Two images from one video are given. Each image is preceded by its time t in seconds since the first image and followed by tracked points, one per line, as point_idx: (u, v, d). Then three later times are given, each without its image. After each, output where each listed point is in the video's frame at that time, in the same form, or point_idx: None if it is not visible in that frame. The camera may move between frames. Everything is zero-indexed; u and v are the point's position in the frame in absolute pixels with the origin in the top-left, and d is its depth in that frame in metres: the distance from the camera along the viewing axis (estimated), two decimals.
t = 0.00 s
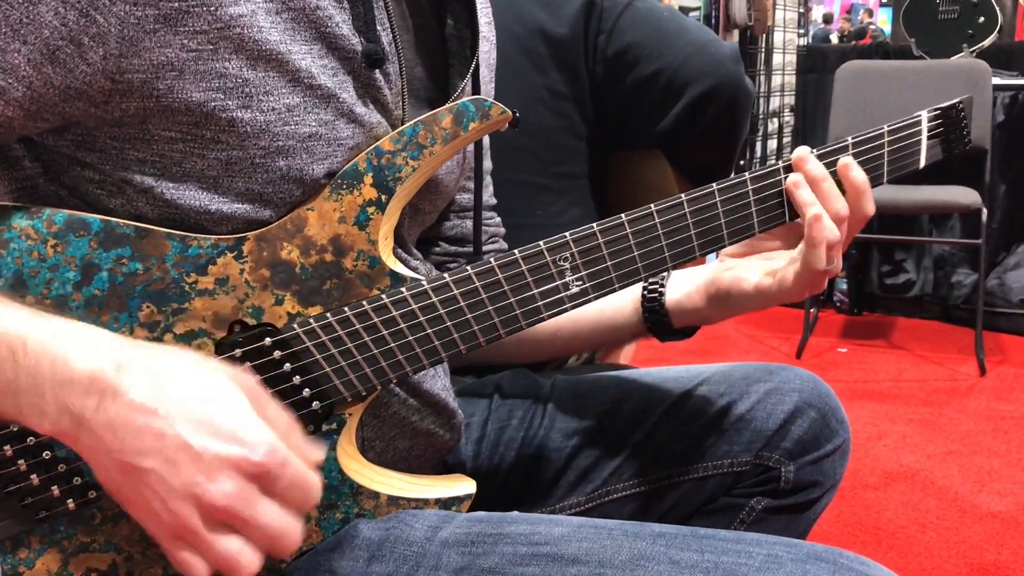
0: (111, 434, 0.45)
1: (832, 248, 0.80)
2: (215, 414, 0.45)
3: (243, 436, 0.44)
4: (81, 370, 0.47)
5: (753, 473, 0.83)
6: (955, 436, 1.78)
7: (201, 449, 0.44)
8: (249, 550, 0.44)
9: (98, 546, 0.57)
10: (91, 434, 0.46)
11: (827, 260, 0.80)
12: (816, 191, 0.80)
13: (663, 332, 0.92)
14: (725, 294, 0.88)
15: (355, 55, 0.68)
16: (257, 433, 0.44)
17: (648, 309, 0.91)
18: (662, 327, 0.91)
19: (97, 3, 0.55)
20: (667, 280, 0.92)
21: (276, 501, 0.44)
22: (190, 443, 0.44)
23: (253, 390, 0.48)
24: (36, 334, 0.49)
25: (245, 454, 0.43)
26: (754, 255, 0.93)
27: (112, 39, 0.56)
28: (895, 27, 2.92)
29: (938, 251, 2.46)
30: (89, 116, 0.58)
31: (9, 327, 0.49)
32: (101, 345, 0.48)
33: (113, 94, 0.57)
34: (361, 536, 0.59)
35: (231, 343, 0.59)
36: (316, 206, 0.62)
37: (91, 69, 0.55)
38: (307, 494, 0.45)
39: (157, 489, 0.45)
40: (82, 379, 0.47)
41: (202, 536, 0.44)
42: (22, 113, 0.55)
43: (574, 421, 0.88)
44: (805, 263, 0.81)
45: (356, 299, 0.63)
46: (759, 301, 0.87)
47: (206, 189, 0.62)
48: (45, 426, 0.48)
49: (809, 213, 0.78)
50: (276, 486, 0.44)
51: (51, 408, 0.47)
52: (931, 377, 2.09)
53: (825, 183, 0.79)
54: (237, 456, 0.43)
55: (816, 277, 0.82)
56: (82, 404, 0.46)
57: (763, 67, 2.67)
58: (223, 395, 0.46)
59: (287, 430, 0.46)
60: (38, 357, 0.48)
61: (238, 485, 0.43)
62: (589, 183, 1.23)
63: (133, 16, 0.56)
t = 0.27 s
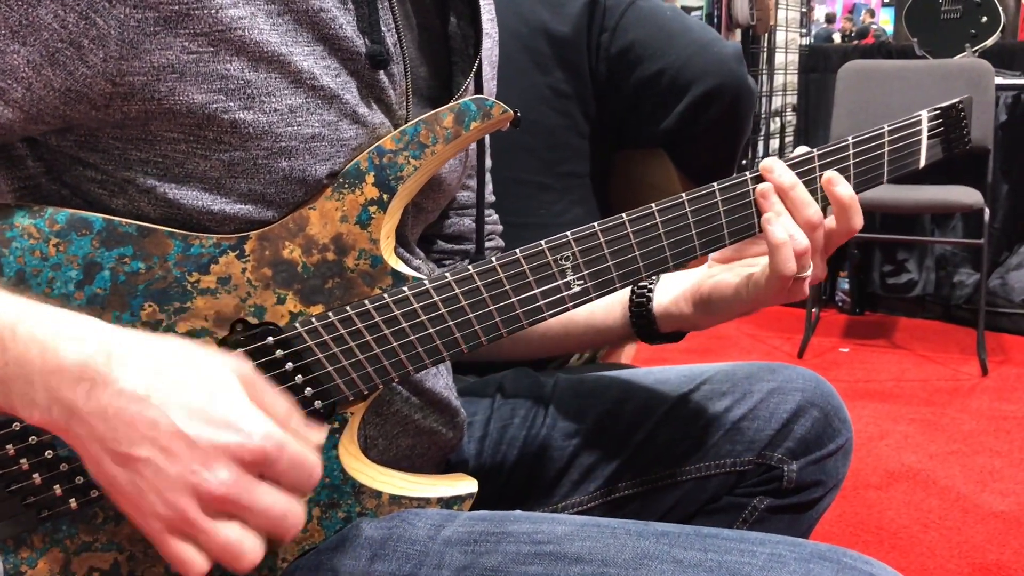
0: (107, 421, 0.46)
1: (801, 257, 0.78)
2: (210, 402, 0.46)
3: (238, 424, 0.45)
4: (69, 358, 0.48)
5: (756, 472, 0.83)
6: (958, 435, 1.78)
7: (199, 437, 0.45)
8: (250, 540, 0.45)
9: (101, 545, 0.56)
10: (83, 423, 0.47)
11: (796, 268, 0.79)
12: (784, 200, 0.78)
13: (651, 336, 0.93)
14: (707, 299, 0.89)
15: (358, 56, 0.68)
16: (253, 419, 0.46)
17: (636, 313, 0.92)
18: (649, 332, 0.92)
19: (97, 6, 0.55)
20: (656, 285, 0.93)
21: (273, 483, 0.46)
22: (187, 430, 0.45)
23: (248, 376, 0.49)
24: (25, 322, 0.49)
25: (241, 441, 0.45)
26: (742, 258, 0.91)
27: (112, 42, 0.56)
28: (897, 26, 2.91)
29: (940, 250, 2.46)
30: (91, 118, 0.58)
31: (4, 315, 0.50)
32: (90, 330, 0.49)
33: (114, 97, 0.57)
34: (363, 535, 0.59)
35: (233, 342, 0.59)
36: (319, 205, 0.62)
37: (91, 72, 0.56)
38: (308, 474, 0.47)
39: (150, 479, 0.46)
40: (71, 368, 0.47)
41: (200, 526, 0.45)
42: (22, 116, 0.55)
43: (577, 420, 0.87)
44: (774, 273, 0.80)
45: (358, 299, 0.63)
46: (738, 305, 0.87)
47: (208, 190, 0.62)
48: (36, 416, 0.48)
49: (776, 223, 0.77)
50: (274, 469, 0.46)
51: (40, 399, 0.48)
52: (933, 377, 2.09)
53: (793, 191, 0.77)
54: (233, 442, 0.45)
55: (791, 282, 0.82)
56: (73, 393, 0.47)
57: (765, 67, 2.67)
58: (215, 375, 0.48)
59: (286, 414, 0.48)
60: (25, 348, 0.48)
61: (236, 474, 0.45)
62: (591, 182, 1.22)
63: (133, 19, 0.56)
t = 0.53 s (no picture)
0: (116, 425, 0.47)
1: (803, 257, 0.78)
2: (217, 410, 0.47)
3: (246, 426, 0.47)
4: (78, 358, 0.48)
5: (758, 471, 0.83)
6: (960, 435, 1.78)
7: (211, 439, 0.46)
8: (255, 545, 0.48)
9: (103, 544, 0.57)
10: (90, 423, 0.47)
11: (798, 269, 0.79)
12: (785, 200, 0.78)
13: (652, 333, 0.93)
14: (709, 298, 0.88)
15: (360, 56, 0.68)
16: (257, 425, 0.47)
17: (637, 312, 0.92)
18: (651, 330, 0.92)
19: (102, 7, 0.55)
20: (656, 284, 0.92)
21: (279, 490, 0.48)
22: (195, 432, 0.46)
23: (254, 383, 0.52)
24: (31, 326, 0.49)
25: (249, 443, 0.47)
26: (743, 256, 0.91)
27: (117, 43, 0.56)
28: (900, 26, 2.91)
29: (942, 250, 2.45)
30: (94, 119, 0.58)
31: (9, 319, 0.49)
32: (99, 338, 0.50)
33: (118, 98, 0.57)
34: (365, 533, 0.59)
35: (235, 340, 0.59)
36: (320, 205, 0.62)
37: (95, 73, 0.55)
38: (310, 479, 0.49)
39: (156, 481, 0.46)
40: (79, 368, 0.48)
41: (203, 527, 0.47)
42: (27, 117, 0.55)
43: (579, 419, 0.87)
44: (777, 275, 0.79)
45: (360, 298, 0.63)
46: (739, 305, 0.87)
47: (211, 191, 0.62)
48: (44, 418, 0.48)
49: (776, 223, 0.77)
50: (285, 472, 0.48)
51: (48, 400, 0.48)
52: (936, 377, 2.09)
53: (793, 191, 0.77)
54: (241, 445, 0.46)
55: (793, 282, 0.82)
56: (81, 393, 0.48)
57: (768, 67, 2.66)
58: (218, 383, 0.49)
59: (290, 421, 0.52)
60: (32, 352, 0.49)
61: (241, 478, 0.47)
62: (593, 181, 1.22)
63: (137, 20, 0.56)
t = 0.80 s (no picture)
0: (127, 445, 0.46)
1: (799, 262, 0.79)
2: (223, 449, 0.46)
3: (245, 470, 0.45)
4: (101, 375, 0.48)
5: (760, 471, 0.83)
6: (962, 435, 1.78)
7: (220, 465, 0.45)
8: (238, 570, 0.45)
9: (105, 542, 0.57)
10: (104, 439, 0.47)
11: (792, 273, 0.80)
12: (785, 206, 0.79)
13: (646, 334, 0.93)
14: (700, 300, 0.89)
15: (362, 55, 0.68)
16: (261, 463, 0.46)
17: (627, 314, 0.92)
18: (641, 332, 0.92)
19: (111, 4, 0.55)
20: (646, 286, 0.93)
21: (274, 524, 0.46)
22: (203, 458, 0.46)
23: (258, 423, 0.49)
24: (55, 346, 0.49)
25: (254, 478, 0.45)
26: (737, 258, 0.91)
27: (125, 39, 0.56)
28: (902, 26, 2.90)
29: (944, 250, 2.45)
30: (99, 116, 0.58)
31: (37, 342, 0.49)
32: (110, 365, 0.49)
33: (124, 94, 0.57)
34: (367, 533, 0.59)
35: (238, 339, 0.59)
36: (323, 204, 0.62)
37: (103, 68, 0.55)
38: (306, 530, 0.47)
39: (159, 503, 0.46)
40: (101, 383, 0.48)
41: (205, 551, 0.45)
42: (37, 113, 0.55)
43: (581, 419, 0.87)
44: (770, 277, 0.81)
45: (363, 298, 0.63)
46: (733, 306, 0.87)
47: (214, 189, 0.62)
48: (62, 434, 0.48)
49: (773, 229, 0.78)
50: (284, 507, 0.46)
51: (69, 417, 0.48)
52: (938, 376, 2.09)
53: (792, 198, 0.78)
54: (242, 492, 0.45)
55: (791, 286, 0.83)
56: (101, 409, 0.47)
57: (769, 66, 2.66)
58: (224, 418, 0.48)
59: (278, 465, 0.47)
60: (53, 369, 0.48)
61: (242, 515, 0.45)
62: (595, 181, 1.22)
63: (145, 16, 0.56)
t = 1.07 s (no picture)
0: (130, 423, 0.45)
1: (814, 255, 0.78)
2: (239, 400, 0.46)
3: (260, 422, 0.45)
4: (94, 353, 0.47)
5: (761, 471, 0.83)
6: (963, 434, 1.77)
7: (221, 433, 0.44)
8: (267, 540, 0.45)
9: (107, 540, 0.57)
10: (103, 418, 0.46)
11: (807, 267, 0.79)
12: (800, 199, 0.78)
13: (653, 334, 0.93)
14: (712, 298, 0.89)
15: (364, 54, 0.68)
16: (276, 422, 0.46)
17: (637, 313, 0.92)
18: (652, 331, 0.92)
19: (111, 4, 0.55)
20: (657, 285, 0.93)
21: (294, 484, 0.46)
22: (209, 430, 0.45)
23: (265, 381, 0.49)
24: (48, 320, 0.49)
25: (262, 437, 0.45)
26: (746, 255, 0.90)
27: (125, 41, 0.56)
28: (903, 25, 2.90)
29: (945, 249, 2.45)
30: (101, 116, 0.58)
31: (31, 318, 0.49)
32: (110, 334, 0.48)
33: (125, 94, 0.57)
34: (369, 531, 0.59)
35: (239, 338, 0.60)
36: (325, 203, 0.63)
37: (103, 70, 0.55)
38: (320, 471, 0.47)
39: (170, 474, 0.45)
40: (95, 363, 0.47)
41: (216, 521, 0.44)
42: (35, 113, 0.55)
43: (582, 418, 0.87)
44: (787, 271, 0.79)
45: (365, 295, 0.63)
46: (745, 301, 0.87)
47: (216, 189, 0.62)
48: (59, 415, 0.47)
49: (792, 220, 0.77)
50: (294, 469, 0.46)
51: (64, 396, 0.47)
52: (938, 376, 2.09)
53: (808, 190, 0.77)
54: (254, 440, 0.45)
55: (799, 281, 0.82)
56: (98, 388, 0.46)
57: (770, 66, 2.66)
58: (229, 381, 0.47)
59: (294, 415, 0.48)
60: (49, 345, 0.48)
61: (255, 473, 0.45)
62: (596, 181, 1.22)
63: (145, 17, 0.56)
